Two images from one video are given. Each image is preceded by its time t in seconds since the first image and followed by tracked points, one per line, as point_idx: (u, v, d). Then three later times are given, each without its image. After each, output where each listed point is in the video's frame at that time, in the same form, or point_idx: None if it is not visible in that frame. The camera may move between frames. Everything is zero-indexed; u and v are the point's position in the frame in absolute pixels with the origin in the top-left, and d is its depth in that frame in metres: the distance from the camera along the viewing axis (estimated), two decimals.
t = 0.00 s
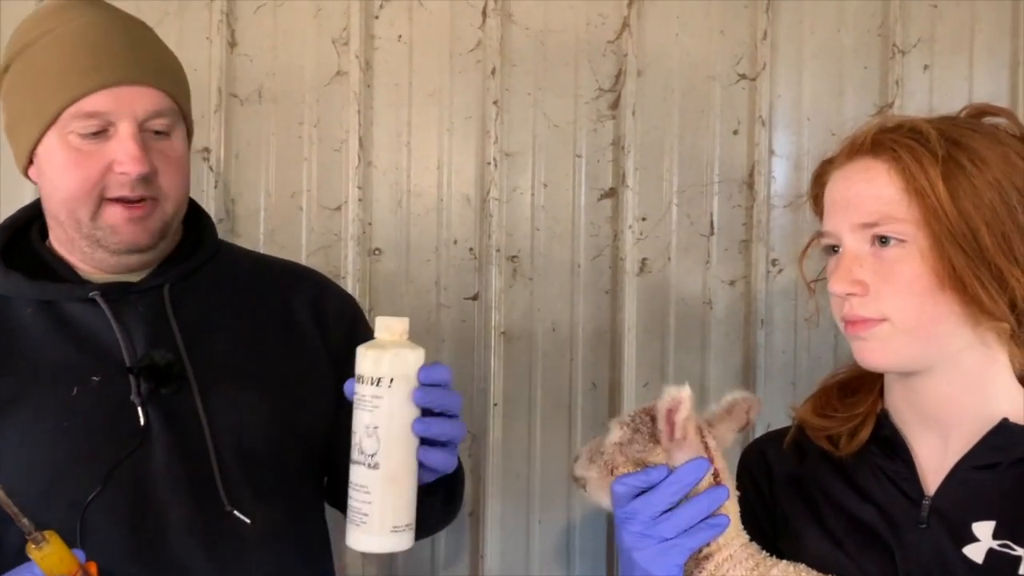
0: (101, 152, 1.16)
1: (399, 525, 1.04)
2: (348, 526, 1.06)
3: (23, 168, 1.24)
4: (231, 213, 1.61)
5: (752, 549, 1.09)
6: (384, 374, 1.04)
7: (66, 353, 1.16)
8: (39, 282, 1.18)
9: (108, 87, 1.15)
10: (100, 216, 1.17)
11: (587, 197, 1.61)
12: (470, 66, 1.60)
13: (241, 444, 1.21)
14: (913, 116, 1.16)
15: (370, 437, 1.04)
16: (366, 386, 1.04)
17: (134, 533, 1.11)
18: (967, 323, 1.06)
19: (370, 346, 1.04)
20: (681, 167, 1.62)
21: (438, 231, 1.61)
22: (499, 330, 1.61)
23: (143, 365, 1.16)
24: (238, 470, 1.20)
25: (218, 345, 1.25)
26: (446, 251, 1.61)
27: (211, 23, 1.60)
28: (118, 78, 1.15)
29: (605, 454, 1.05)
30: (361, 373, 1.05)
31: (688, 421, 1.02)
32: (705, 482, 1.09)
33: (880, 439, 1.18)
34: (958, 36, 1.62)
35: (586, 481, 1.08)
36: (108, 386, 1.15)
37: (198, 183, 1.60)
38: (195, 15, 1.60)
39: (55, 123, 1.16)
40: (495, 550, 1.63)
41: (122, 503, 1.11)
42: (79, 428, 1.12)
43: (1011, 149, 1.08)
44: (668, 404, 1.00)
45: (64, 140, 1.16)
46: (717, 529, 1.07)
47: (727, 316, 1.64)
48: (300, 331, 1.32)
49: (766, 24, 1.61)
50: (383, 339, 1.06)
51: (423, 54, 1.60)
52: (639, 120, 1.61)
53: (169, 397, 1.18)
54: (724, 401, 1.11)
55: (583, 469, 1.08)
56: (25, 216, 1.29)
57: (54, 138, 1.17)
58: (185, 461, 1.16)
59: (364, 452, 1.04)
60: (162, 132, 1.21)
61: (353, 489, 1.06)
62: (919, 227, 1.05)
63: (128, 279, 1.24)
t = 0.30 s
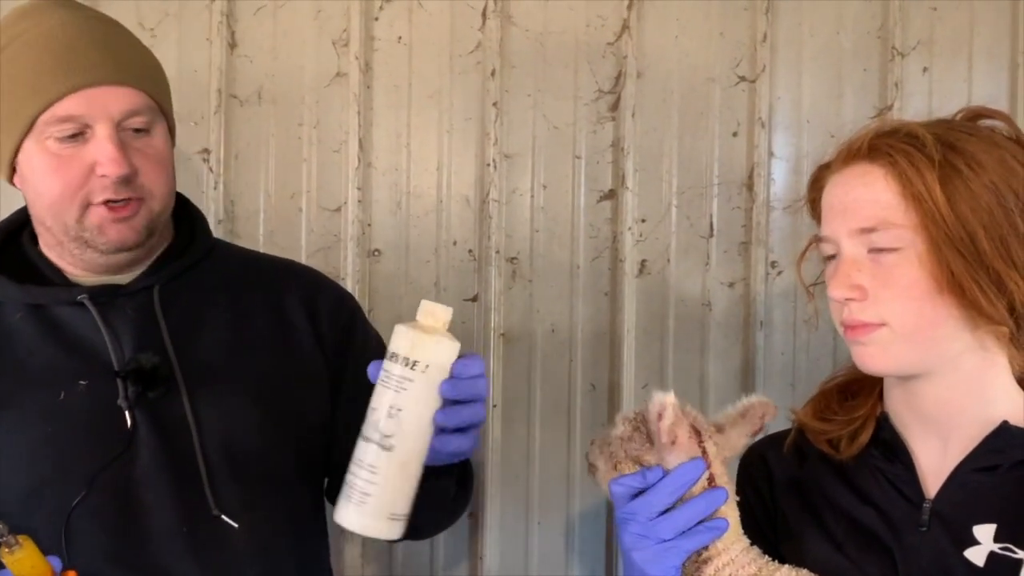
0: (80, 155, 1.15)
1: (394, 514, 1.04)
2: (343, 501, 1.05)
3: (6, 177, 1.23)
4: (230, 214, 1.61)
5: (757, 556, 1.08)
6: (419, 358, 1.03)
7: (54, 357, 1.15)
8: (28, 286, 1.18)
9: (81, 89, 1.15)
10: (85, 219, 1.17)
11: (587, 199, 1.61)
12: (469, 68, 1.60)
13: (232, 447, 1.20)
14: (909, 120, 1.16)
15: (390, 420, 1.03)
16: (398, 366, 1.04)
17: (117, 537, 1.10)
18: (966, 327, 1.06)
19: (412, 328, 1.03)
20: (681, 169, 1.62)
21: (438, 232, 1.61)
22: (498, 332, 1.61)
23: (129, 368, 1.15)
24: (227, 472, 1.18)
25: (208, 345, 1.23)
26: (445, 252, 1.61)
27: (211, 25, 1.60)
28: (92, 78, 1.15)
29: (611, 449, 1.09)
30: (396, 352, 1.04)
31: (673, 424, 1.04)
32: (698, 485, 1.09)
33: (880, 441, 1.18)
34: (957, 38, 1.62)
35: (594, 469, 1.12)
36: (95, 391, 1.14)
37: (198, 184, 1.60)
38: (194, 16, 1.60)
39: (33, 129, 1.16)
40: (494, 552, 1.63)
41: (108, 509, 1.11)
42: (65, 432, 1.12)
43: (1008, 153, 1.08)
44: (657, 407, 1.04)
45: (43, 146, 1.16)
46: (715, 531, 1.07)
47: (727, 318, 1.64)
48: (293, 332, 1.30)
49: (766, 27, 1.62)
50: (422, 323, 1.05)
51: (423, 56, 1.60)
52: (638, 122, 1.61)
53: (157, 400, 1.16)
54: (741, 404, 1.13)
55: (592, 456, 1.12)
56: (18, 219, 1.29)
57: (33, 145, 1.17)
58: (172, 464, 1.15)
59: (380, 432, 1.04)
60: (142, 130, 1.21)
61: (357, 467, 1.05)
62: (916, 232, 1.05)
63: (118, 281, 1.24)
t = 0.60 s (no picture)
0: (73, 154, 1.15)
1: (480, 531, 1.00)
2: (424, 538, 0.99)
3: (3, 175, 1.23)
4: (232, 212, 1.61)
5: (754, 557, 1.08)
6: (450, 375, 1.00)
7: (48, 358, 1.15)
8: (24, 286, 1.17)
9: (73, 87, 1.15)
10: (81, 219, 1.16)
11: (590, 199, 1.61)
12: (472, 67, 1.60)
13: (230, 449, 1.19)
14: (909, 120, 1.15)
15: (449, 440, 0.99)
16: (430, 391, 0.99)
17: (112, 538, 1.10)
18: (968, 328, 1.06)
19: (427, 351, 1.00)
20: (684, 169, 1.62)
21: (440, 232, 1.61)
22: (500, 331, 1.61)
23: (124, 369, 1.14)
24: (225, 473, 1.18)
25: (204, 344, 1.23)
26: (447, 252, 1.61)
27: (213, 23, 1.59)
28: (84, 77, 1.15)
29: (603, 444, 1.06)
30: (417, 380, 0.99)
31: (662, 424, 1.03)
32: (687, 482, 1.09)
33: (881, 442, 1.18)
34: (961, 38, 1.62)
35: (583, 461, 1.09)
36: (90, 391, 1.14)
37: (201, 183, 1.60)
38: (196, 14, 1.60)
39: (27, 128, 1.16)
40: (496, 553, 1.62)
41: (102, 510, 1.10)
42: (58, 433, 1.12)
43: (1009, 154, 1.08)
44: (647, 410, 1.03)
45: (36, 146, 1.16)
46: (708, 525, 1.08)
47: (729, 318, 1.63)
48: (291, 332, 1.30)
49: (769, 26, 1.61)
50: (427, 343, 1.02)
51: (425, 55, 1.60)
52: (641, 121, 1.61)
53: (152, 401, 1.16)
54: (729, 399, 1.12)
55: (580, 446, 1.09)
56: (15, 218, 1.29)
57: (26, 144, 1.17)
58: (167, 463, 1.14)
59: (443, 458, 0.99)
60: (135, 128, 1.20)
61: (429, 499, 0.99)
62: (919, 232, 1.05)
63: (114, 281, 1.24)
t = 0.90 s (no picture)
0: (86, 146, 1.15)
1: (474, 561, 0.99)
2: (417, 564, 0.98)
3: (9, 168, 1.23)
4: (236, 208, 1.61)
5: (753, 553, 1.08)
6: (459, 408, 0.98)
7: (52, 352, 1.14)
8: (27, 279, 1.17)
9: (88, 79, 1.15)
10: (91, 211, 1.16)
11: (594, 196, 1.61)
12: (476, 63, 1.60)
13: (233, 446, 1.19)
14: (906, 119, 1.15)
15: (451, 472, 0.98)
16: (438, 422, 0.98)
17: (113, 531, 1.10)
18: (967, 326, 1.06)
19: (439, 382, 0.98)
20: (689, 167, 1.62)
21: (443, 228, 1.61)
22: (503, 328, 1.61)
23: (128, 363, 1.14)
24: (229, 470, 1.18)
25: (205, 339, 1.23)
26: (451, 249, 1.61)
27: (218, 19, 1.59)
28: (99, 69, 1.15)
29: (610, 429, 1.08)
30: (427, 409, 0.98)
31: (667, 419, 1.04)
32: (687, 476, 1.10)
33: (881, 440, 1.17)
34: (967, 35, 1.61)
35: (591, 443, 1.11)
36: (93, 384, 1.14)
37: (205, 179, 1.60)
38: (200, 10, 1.59)
39: (39, 119, 1.16)
40: (498, 550, 1.63)
41: (104, 504, 1.10)
42: (62, 427, 1.11)
43: (1005, 150, 1.07)
44: (651, 404, 1.03)
45: (48, 137, 1.16)
46: (708, 517, 1.07)
47: (733, 316, 1.63)
48: (296, 327, 1.30)
49: (774, 24, 1.61)
50: (439, 373, 0.99)
51: (430, 51, 1.60)
52: (646, 119, 1.61)
53: (156, 397, 1.16)
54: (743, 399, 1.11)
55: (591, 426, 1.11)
56: (19, 212, 1.28)
57: (38, 135, 1.16)
58: (171, 457, 1.15)
59: (444, 489, 0.98)
60: (147, 122, 1.21)
61: (426, 526, 0.98)
62: (915, 231, 1.04)
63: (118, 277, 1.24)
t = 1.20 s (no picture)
0: (75, 130, 1.15)
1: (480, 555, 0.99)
2: (423, 557, 0.98)
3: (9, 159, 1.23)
4: (239, 203, 1.60)
5: (750, 551, 1.08)
6: (472, 404, 0.98)
7: (54, 346, 1.14)
8: (28, 271, 1.16)
9: (74, 62, 1.15)
10: (81, 196, 1.15)
11: (596, 191, 1.60)
12: (479, 58, 1.59)
13: (237, 440, 1.19)
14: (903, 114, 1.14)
15: (461, 467, 0.98)
16: (450, 416, 0.98)
17: (115, 526, 1.09)
18: (966, 322, 1.05)
19: (452, 377, 0.98)
20: (693, 162, 1.61)
21: (446, 223, 1.60)
22: (505, 324, 1.61)
23: (130, 355, 1.14)
24: (232, 464, 1.17)
25: (206, 332, 1.22)
26: (453, 244, 1.61)
27: (220, 12, 1.59)
28: (85, 51, 1.15)
29: (614, 415, 1.09)
30: (440, 404, 0.98)
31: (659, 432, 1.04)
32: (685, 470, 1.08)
33: (881, 436, 1.17)
34: (973, 31, 1.61)
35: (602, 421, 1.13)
36: (95, 377, 1.13)
37: (206, 173, 1.60)
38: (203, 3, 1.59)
39: (29, 106, 1.16)
40: (500, 546, 1.62)
41: (104, 499, 1.09)
42: (63, 420, 1.11)
43: (1004, 145, 1.07)
44: (651, 437, 1.06)
45: (39, 123, 1.15)
46: (704, 511, 1.07)
47: (737, 312, 1.63)
48: (298, 321, 1.29)
49: (778, 19, 1.60)
50: (454, 368, 1.00)
51: (433, 45, 1.59)
52: (649, 114, 1.60)
53: (158, 390, 1.16)
54: (758, 399, 1.11)
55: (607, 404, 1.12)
56: (19, 205, 1.28)
57: (29, 121, 1.16)
58: (172, 450, 1.14)
59: (453, 483, 0.97)
60: (137, 105, 1.20)
61: (433, 521, 0.98)
62: (913, 227, 1.04)
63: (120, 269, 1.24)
